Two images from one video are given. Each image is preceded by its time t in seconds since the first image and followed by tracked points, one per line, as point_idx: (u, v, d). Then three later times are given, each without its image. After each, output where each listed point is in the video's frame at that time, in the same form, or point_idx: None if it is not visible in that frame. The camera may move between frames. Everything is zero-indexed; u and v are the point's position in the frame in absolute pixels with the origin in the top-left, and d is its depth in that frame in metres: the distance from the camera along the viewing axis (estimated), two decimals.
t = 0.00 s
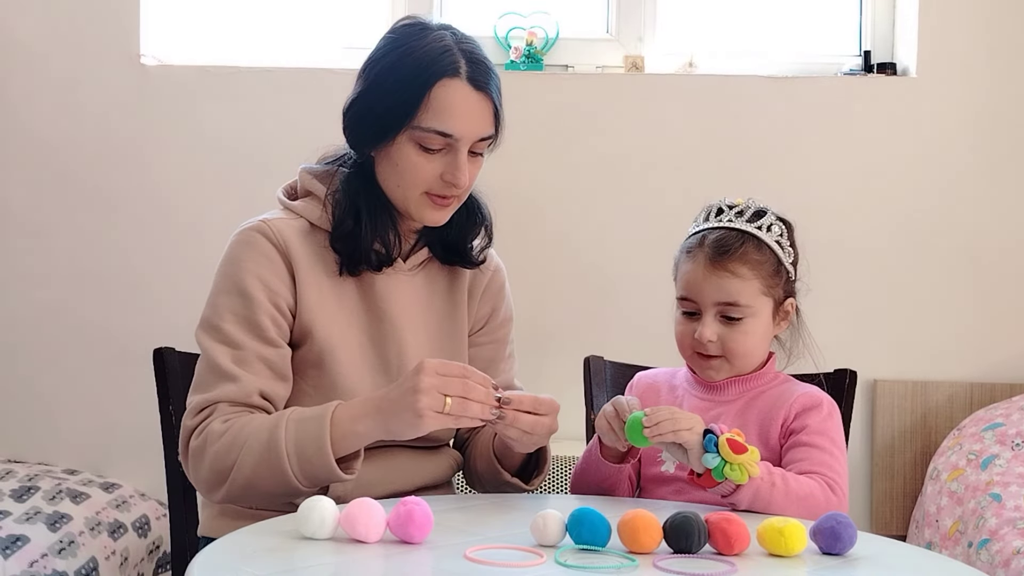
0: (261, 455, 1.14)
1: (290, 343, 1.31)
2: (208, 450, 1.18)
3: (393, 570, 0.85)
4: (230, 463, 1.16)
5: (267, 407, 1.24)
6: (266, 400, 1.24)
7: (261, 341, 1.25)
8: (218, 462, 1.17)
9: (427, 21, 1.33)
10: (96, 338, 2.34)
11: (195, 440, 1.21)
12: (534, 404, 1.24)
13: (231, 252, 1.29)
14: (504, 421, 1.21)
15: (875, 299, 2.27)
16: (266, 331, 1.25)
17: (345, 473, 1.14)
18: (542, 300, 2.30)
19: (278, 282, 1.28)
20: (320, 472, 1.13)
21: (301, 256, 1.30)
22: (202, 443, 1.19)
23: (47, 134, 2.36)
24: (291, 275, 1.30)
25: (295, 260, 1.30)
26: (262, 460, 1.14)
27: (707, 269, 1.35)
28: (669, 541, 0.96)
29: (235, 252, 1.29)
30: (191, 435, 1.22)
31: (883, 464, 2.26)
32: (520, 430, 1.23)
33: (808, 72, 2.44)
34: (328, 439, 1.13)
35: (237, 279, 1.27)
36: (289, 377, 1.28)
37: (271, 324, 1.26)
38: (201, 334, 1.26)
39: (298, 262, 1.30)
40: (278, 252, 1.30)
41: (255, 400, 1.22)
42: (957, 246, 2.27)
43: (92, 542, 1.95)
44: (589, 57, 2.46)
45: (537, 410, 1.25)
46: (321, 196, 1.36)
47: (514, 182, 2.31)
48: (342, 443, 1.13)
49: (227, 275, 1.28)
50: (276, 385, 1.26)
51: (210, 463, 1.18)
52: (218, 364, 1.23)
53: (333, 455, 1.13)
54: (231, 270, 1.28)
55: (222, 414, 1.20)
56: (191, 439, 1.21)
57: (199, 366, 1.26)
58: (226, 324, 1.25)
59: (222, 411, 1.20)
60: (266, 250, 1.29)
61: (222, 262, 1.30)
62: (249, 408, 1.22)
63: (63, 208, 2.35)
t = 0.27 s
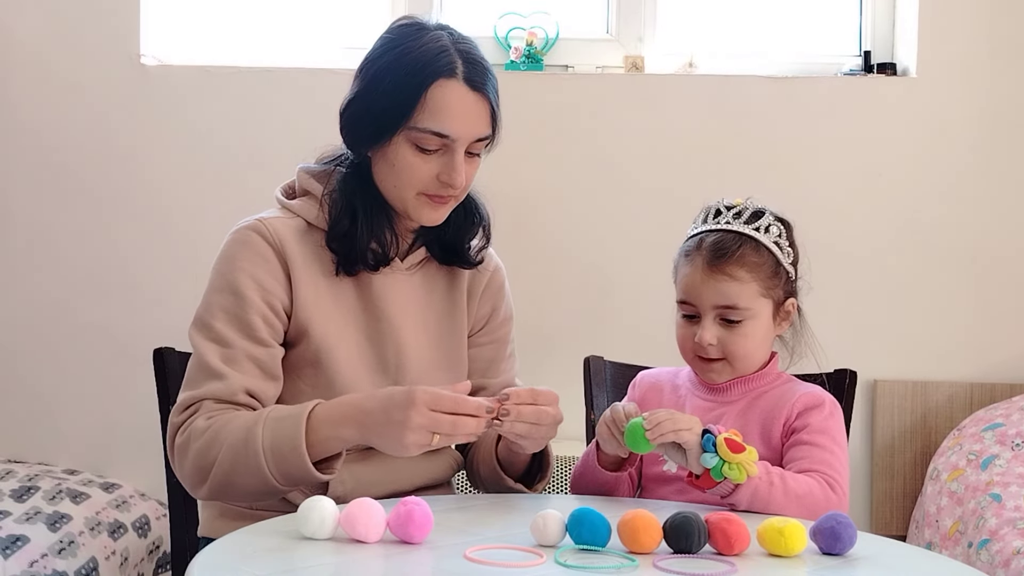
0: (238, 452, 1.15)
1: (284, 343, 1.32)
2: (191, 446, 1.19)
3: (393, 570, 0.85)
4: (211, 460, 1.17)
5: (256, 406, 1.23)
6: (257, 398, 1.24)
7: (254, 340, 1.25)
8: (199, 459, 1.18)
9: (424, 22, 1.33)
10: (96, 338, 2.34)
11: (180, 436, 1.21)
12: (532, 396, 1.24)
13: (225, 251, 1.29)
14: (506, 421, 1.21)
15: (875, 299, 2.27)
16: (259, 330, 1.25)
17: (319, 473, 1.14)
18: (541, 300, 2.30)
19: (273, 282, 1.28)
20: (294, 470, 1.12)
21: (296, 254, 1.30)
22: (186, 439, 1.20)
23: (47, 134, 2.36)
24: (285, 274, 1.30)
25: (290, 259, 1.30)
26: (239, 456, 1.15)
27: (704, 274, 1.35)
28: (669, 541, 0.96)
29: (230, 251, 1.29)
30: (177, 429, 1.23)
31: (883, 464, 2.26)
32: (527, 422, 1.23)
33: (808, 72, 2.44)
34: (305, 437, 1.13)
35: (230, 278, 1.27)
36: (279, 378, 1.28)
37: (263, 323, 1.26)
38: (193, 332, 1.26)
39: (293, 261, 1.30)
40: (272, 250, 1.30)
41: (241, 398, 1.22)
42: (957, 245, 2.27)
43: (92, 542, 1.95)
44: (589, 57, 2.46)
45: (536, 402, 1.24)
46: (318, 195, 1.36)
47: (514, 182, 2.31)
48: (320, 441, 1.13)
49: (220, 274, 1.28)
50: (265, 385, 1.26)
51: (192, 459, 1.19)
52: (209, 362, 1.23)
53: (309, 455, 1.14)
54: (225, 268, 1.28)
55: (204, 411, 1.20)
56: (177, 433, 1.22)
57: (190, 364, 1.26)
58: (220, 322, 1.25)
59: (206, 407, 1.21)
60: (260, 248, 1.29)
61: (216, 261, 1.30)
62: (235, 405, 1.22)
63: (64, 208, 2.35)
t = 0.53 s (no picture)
0: (245, 454, 1.15)
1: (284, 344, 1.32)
2: (194, 447, 1.19)
3: (393, 570, 0.85)
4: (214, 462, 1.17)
5: (256, 407, 1.24)
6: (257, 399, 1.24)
7: (254, 341, 1.25)
8: (202, 460, 1.18)
9: (421, 20, 1.33)
10: (96, 339, 2.34)
11: (182, 436, 1.21)
12: (537, 404, 1.24)
13: (226, 251, 1.29)
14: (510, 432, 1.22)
15: (875, 299, 2.27)
16: (260, 331, 1.25)
17: (325, 476, 1.14)
18: (542, 300, 2.30)
19: (273, 282, 1.28)
20: (301, 473, 1.13)
21: (297, 253, 1.30)
22: (188, 439, 1.20)
23: (47, 134, 2.36)
24: (286, 273, 1.30)
25: (291, 258, 1.30)
26: (246, 458, 1.15)
27: (703, 275, 1.35)
28: (669, 541, 0.96)
29: (230, 251, 1.29)
30: (178, 430, 1.23)
31: (883, 464, 2.26)
32: (529, 433, 1.23)
33: (808, 72, 2.44)
34: (314, 442, 1.14)
35: (231, 278, 1.27)
36: (280, 378, 1.28)
37: (264, 324, 1.26)
38: (193, 331, 1.26)
39: (294, 261, 1.30)
40: (273, 249, 1.30)
41: (243, 399, 1.22)
42: (957, 245, 2.27)
43: (92, 542, 1.95)
44: (589, 57, 2.46)
45: (540, 409, 1.25)
46: (319, 195, 1.36)
47: (514, 182, 2.31)
48: (328, 446, 1.14)
49: (221, 274, 1.28)
50: (265, 386, 1.26)
51: (194, 460, 1.18)
52: (210, 362, 1.23)
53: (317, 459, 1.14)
54: (226, 268, 1.28)
55: (208, 412, 1.20)
56: (178, 434, 1.22)
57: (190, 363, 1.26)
58: (220, 322, 1.25)
59: (209, 408, 1.21)
60: (261, 248, 1.29)
61: (217, 261, 1.30)
62: (236, 406, 1.22)
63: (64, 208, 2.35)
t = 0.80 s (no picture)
0: (246, 449, 1.15)
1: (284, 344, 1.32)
2: (195, 445, 1.19)
3: (393, 570, 0.85)
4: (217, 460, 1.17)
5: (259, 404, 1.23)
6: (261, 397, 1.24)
7: (256, 341, 1.25)
8: (205, 457, 1.18)
9: (421, 21, 1.33)
10: (96, 338, 2.34)
11: (184, 436, 1.21)
12: (535, 398, 1.24)
13: (227, 251, 1.29)
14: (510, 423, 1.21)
15: (875, 299, 2.27)
16: (262, 330, 1.25)
17: (328, 468, 1.14)
18: (542, 300, 2.30)
19: (274, 282, 1.28)
20: (303, 467, 1.13)
21: (298, 254, 1.30)
22: (190, 438, 1.20)
23: (47, 134, 2.36)
24: (288, 273, 1.30)
25: (292, 260, 1.30)
26: (247, 453, 1.15)
27: (701, 276, 1.35)
28: (669, 541, 0.96)
29: (232, 251, 1.29)
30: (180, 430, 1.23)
31: (883, 465, 2.26)
32: (530, 425, 1.22)
33: (808, 72, 2.44)
34: (314, 434, 1.14)
35: (232, 278, 1.27)
36: (282, 376, 1.29)
37: (266, 323, 1.26)
38: (194, 331, 1.26)
39: (296, 262, 1.30)
40: (274, 250, 1.30)
41: (246, 397, 1.22)
42: (957, 245, 2.27)
43: (92, 542, 1.95)
44: (589, 57, 2.46)
45: (540, 404, 1.24)
46: (319, 196, 1.36)
47: (514, 182, 2.31)
48: (328, 438, 1.13)
49: (222, 274, 1.28)
50: (268, 384, 1.26)
51: (197, 459, 1.18)
52: (212, 363, 1.23)
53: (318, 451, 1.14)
54: (227, 269, 1.28)
55: (210, 410, 1.21)
56: (180, 434, 1.22)
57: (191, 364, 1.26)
58: (222, 322, 1.25)
59: (211, 407, 1.21)
60: (262, 249, 1.29)
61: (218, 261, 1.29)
62: (239, 405, 1.22)
63: (64, 208, 2.35)
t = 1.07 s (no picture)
0: (319, 447, 1.12)
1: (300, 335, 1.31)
2: (256, 443, 1.14)
3: (393, 570, 0.85)
4: (284, 458, 1.13)
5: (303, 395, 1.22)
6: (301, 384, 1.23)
7: (284, 331, 1.24)
8: (268, 456, 1.14)
9: (432, 25, 1.33)
10: (96, 339, 2.34)
11: (239, 432, 1.16)
12: (537, 400, 1.28)
13: (238, 251, 1.28)
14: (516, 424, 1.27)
15: (875, 299, 2.27)
16: (288, 322, 1.25)
17: (403, 462, 1.12)
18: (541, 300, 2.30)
19: (291, 277, 1.28)
20: (380, 463, 1.10)
21: (310, 256, 1.30)
22: (248, 435, 1.15)
23: (47, 134, 2.36)
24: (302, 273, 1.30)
25: (305, 262, 1.30)
26: (321, 451, 1.12)
27: (702, 278, 1.35)
28: (669, 541, 0.96)
29: (241, 252, 1.28)
30: (234, 428, 1.17)
31: (883, 464, 2.26)
32: (533, 427, 1.28)
33: (808, 72, 2.44)
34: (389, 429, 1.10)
35: (250, 274, 1.25)
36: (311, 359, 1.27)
37: (291, 315, 1.25)
38: (220, 329, 1.25)
39: (309, 264, 1.30)
40: (288, 249, 1.29)
41: (295, 387, 1.20)
42: (957, 245, 2.27)
43: (92, 542, 1.95)
44: (590, 57, 2.46)
45: (541, 406, 1.28)
46: (326, 199, 1.35)
47: (514, 182, 2.31)
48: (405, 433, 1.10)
49: (239, 271, 1.27)
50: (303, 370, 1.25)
51: (258, 458, 1.14)
52: (245, 355, 1.21)
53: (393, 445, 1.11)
54: (242, 267, 1.27)
55: (267, 407, 1.16)
56: (237, 431, 1.17)
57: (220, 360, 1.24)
58: (248, 315, 1.23)
59: (267, 403, 1.17)
60: (276, 250, 1.28)
61: (232, 259, 1.28)
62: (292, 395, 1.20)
63: (64, 208, 2.35)
